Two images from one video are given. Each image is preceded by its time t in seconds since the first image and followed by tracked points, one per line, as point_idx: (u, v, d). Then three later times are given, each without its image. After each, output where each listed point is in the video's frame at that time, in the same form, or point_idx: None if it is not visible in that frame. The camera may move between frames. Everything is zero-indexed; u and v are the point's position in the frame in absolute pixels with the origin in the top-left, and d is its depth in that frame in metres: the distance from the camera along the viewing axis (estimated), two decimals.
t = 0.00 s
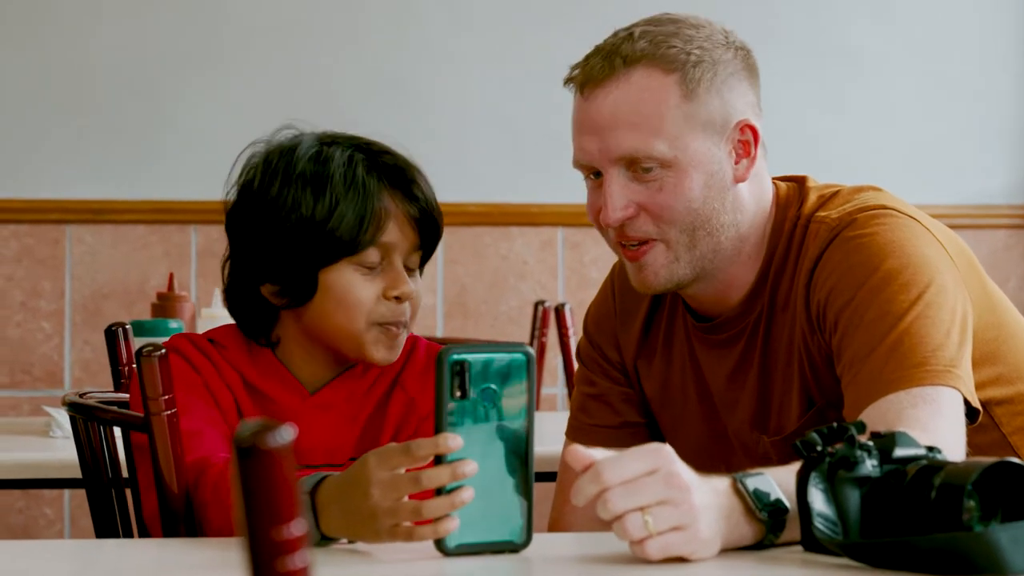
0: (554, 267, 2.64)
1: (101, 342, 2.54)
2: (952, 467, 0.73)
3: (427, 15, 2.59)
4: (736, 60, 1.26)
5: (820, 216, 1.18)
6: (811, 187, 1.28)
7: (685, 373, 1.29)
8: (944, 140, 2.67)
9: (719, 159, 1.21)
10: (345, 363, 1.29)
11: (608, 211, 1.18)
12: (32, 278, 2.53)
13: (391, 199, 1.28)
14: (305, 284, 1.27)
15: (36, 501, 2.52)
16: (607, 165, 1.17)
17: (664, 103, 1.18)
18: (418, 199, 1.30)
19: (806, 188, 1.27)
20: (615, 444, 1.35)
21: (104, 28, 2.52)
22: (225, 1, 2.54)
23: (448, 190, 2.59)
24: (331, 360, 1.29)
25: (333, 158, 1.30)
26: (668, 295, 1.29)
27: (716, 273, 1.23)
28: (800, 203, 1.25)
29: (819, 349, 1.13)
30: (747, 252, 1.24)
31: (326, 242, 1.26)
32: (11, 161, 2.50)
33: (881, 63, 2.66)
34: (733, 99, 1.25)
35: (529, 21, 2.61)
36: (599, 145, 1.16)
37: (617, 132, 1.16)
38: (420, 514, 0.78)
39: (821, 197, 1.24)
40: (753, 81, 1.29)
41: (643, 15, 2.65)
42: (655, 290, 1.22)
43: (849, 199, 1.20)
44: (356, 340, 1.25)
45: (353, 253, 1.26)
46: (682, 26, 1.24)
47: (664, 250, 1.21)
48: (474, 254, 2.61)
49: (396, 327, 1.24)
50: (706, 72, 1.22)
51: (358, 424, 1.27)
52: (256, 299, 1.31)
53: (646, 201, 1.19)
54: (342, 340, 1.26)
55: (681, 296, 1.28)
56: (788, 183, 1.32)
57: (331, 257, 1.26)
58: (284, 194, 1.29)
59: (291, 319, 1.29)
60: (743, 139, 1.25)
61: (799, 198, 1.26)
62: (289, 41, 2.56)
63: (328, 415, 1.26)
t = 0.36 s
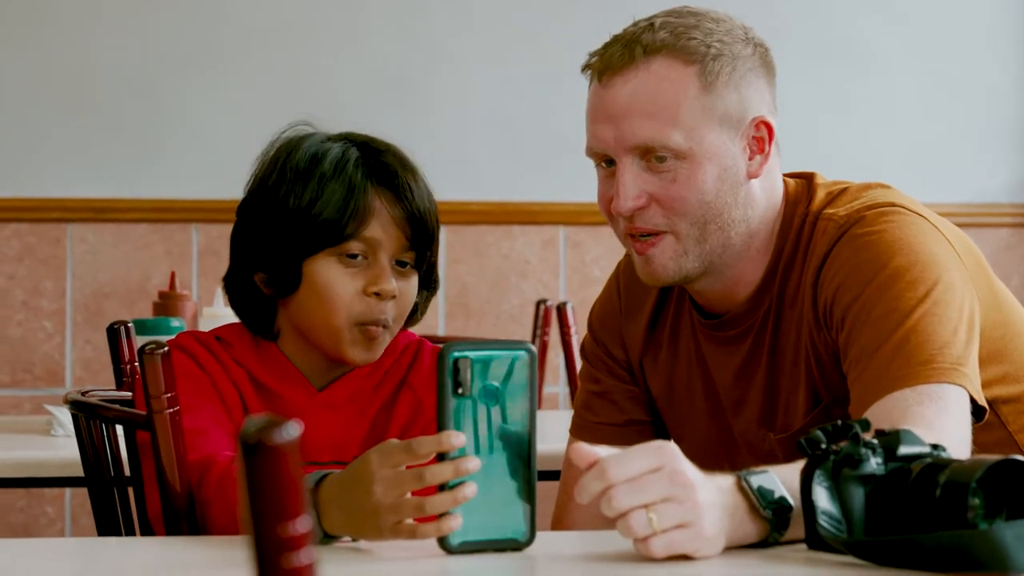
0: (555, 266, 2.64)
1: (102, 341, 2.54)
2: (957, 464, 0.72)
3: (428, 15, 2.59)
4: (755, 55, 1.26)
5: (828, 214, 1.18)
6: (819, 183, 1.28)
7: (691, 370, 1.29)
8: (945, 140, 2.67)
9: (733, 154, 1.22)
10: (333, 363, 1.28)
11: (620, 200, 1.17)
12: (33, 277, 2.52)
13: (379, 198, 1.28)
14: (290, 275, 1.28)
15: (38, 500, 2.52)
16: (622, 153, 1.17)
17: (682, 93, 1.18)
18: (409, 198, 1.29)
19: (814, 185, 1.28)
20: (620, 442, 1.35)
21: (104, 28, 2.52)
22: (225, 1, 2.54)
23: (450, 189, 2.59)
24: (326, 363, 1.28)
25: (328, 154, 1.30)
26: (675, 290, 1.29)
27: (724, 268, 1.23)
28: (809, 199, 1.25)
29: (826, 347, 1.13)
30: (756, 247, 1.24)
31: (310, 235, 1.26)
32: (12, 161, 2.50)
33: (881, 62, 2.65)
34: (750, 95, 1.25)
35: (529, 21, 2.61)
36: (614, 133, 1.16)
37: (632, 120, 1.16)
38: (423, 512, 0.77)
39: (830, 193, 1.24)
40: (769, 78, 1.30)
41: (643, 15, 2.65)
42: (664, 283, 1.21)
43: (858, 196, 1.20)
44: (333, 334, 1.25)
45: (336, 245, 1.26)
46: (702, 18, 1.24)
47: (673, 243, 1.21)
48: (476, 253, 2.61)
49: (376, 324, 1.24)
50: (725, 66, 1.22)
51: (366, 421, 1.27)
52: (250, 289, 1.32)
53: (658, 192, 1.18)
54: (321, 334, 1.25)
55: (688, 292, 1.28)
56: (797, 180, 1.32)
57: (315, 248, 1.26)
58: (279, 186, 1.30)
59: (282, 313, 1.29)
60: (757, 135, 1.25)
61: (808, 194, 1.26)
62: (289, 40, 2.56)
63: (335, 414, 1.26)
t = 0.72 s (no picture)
0: (553, 264, 2.63)
1: (100, 338, 2.54)
2: (952, 461, 0.72)
3: (427, 15, 2.58)
4: (750, 53, 1.26)
5: (825, 211, 1.17)
6: (816, 181, 1.28)
7: (689, 367, 1.29)
8: (945, 139, 2.67)
9: (731, 154, 1.21)
10: (325, 347, 1.27)
11: (618, 201, 1.17)
12: (30, 275, 2.52)
13: (384, 187, 1.29)
14: (286, 258, 1.28)
15: (35, 497, 2.52)
16: (620, 155, 1.16)
17: (679, 94, 1.18)
18: (411, 186, 1.30)
19: (811, 181, 1.28)
20: (617, 439, 1.34)
21: (103, 28, 2.52)
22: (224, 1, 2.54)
23: (448, 187, 2.59)
24: (324, 350, 1.27)
25: (330, 146, 1.32)
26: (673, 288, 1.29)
27: (723, 267, 1.23)
28: (806, 197, 1.25)
29: (823, 344, 1.13)
30: (753, 246, 1.24)
31: (308, 218, 1.27)
32: (12, 160, 2.50)
33: (882, 63, 2.65)
34: (747, 93, 1.25)
35: (530, 21, 2.61)
36: (612, 134, 1.15)
37: (630, 122, 1.15)
38: (421, 509, 0.77)
39: (827, 190, 1.24)
40: (765, 76, 1.30)
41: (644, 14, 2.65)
42: (661, 282, 1.20)
43: (854, 194, 1.20)
44: (324, 313, 1.24)
45: (334, 226, 1.26)
46: (698, 17, 1.24)
47: (670, 244, 1.20)
48: (473, 250, 2.60)
49: (368, 306, 1.24)
50: (722, 65, 1.22)
51: (357, 420, 1.26)
52: (245, 276, 1.33)
53: (656, 193, 1.17)
54: (312, 315, 1.25)
55: (686, 290, 1.27)
56: (793, 177, 1.32)
57: (315, 228, 1.27)
58: (281, 177, 1.31)
59: (278, 297, 1.29)
60: (755, 133, 1.25)
61: (805, 192, 1.26)
62: (289, 39, 2.56)
63: (328, 412, 1.25)
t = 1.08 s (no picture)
0: (551, 263, 2.63)
1: (97, 338, 2.53)
2: (948, 461, 0.72)
3: (427, 15, 2.58)
4: (745, 53, 1.26)
5: (821, 211, 1.17)
6: (812, 179, 1.28)
7: (685, 367, 1.29)
8: (945, 138, 2.67)
9: (726, 154, 1.21)
10: (317, 347, 1.27)
11: (614, 202, 1.18)
12: (28, 275, 2.52)
13: (378, 186, 1.28)
14: (278, 257, 1.28)
15: (32, 497, 2.52)
16: (615, 156, 1.16)
17: (674, 94, 1.17)
18: (403, 185, 1.29)
19: (807, 181, 1.28)
20: (613, 439, 1.34)
21: (103, 28, 2.52)
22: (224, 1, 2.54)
23: (446, 187, 2.59)
24: (314, 351, 1.27)
25: (323, 145, 1.32)
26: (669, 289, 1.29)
27: (720, 267, 1.23)
28: (802, 196, 1.25)
29: (818, 344, 1.13)
30: (750, 245, 1.24)
31: (300, 216, 1.27)
32: (12, 160, 2.50)
33: (881, 63, 2.65)
34: (741, 93, 1.24)
35: (529, 21, 2.60)
36: (607, 136, 1.15)
37: (624, 123, 1.15)
38: (416, 508, 0.77)
39: (823, 190, 1.24)
40: (760, 75, 1.30)
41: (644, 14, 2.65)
42: (660, 285, 1.22)
43: (850, 193, 1.19)
44: (316, 312, 1.24)
45: (326, 224, 1.26)
46: (692, 17, 1.24)
47: (671, 244, 1.22)
48: (472, 250, 2.60)
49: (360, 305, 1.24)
50: (717, 65, 1.22)
51: (350, 417, 1.25)
52: (239, 275, 1.33)
53: (652, 193, 1.18)
54: (304, 313, 1.25)
55: (682, 290, 1.27)
56: (789, 177, 1.32)
57: (306, 226, 1.27)
58: (274, 176, 1.31)
59: (271, 297, 1.29)
60: (750, 133, 1.24)
61: (800, 191, 1.26)
62: (288, 39, 2.55)
63: (321, 410, 1.24)
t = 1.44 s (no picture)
0: (549, 264, 2.62)
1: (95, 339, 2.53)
2: (946, 463, 0.72)
3: (427, 15, 2.58)
4: (749, 59, 1.24)
5: (820, 212, 1.17)
6: (811, 182, 1.28)
7: (684, 368, 1.28)
8: (944, 137, 2.66)
9: (720, 164, 1.20)
10: (310, 346, 1.26)
11: (603, 207, 1.17)
12: (26, 276, 2.51)
13: (370, 185, 1.28)
14: (271, 257, 1.28)
15: (29, 498, 2.51)
16: (607, 161, 1.16)
17: (668, 103, 1.17)
18: (397, 187, 1.29)
19: (806, 183, 1.27)
20: (612, 441, 1.34)
21: (103, 28, 2.51)
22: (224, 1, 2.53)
23: (445, 188, 2.59)
24: (305, 349, 1.26)
25: (317, 145, 1.32)
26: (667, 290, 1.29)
27: (714, 273, 1.22)
28: (801, 199, 1.25)
29: (816, 346, 1.13)
30: (745, 252, 1.23)
31: (293, 216, 1.27)
32: (12, 159, 2.49)
33: (881, 62, 2.65)
34: (740, 101, 1.23)
35: (529, 21, 2.60)
36: (601, 139, 1.15)
37: (618, 129, 1.15)
38: (413, 511, 0.77)
39: (821, 191, 1.24)
40: (768, 81, 1.28)
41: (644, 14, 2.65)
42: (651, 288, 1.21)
43: (849, 193, 1.19)
44: (310, 310, 1.24)
45: (319, 223, 1.26)
46: (697, 21, 1.22)
47: (657, 250, 1.20)
48: (470, 251, 2.60)
49: (354, 301, 1.23)
50: (715, 74, 1.21)
51: (345, 419, 1.25)
52: (230, 279, 1.32)
53: (642, 201, 1.17)
54: (297, 312, 1.24)
55: (680, 291, 1.27)
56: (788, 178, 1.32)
57: (300, 225, 1.26)
58: (268, 177, 1.30)
59: (264, 298, 1.29)
60: (748, 142, 1.23)
61: (799, 194, 1.26)
62: (289, 39, 2.55)
63: (315, 412, 1.24)
